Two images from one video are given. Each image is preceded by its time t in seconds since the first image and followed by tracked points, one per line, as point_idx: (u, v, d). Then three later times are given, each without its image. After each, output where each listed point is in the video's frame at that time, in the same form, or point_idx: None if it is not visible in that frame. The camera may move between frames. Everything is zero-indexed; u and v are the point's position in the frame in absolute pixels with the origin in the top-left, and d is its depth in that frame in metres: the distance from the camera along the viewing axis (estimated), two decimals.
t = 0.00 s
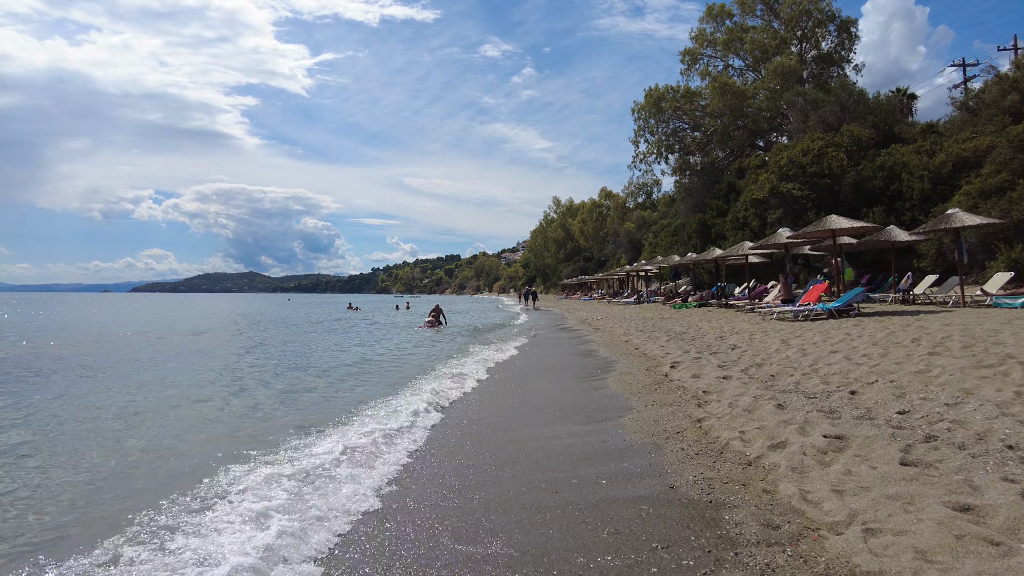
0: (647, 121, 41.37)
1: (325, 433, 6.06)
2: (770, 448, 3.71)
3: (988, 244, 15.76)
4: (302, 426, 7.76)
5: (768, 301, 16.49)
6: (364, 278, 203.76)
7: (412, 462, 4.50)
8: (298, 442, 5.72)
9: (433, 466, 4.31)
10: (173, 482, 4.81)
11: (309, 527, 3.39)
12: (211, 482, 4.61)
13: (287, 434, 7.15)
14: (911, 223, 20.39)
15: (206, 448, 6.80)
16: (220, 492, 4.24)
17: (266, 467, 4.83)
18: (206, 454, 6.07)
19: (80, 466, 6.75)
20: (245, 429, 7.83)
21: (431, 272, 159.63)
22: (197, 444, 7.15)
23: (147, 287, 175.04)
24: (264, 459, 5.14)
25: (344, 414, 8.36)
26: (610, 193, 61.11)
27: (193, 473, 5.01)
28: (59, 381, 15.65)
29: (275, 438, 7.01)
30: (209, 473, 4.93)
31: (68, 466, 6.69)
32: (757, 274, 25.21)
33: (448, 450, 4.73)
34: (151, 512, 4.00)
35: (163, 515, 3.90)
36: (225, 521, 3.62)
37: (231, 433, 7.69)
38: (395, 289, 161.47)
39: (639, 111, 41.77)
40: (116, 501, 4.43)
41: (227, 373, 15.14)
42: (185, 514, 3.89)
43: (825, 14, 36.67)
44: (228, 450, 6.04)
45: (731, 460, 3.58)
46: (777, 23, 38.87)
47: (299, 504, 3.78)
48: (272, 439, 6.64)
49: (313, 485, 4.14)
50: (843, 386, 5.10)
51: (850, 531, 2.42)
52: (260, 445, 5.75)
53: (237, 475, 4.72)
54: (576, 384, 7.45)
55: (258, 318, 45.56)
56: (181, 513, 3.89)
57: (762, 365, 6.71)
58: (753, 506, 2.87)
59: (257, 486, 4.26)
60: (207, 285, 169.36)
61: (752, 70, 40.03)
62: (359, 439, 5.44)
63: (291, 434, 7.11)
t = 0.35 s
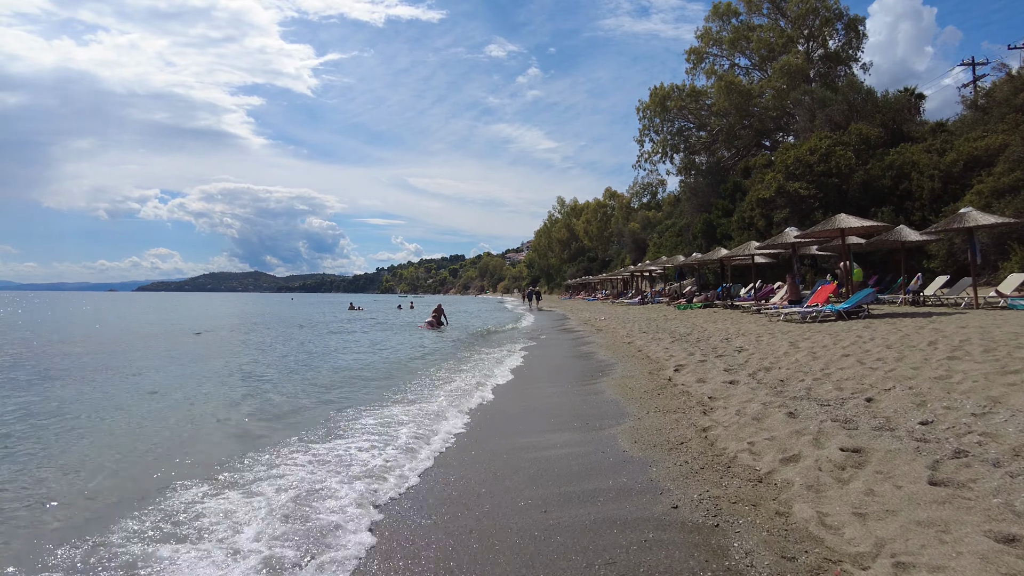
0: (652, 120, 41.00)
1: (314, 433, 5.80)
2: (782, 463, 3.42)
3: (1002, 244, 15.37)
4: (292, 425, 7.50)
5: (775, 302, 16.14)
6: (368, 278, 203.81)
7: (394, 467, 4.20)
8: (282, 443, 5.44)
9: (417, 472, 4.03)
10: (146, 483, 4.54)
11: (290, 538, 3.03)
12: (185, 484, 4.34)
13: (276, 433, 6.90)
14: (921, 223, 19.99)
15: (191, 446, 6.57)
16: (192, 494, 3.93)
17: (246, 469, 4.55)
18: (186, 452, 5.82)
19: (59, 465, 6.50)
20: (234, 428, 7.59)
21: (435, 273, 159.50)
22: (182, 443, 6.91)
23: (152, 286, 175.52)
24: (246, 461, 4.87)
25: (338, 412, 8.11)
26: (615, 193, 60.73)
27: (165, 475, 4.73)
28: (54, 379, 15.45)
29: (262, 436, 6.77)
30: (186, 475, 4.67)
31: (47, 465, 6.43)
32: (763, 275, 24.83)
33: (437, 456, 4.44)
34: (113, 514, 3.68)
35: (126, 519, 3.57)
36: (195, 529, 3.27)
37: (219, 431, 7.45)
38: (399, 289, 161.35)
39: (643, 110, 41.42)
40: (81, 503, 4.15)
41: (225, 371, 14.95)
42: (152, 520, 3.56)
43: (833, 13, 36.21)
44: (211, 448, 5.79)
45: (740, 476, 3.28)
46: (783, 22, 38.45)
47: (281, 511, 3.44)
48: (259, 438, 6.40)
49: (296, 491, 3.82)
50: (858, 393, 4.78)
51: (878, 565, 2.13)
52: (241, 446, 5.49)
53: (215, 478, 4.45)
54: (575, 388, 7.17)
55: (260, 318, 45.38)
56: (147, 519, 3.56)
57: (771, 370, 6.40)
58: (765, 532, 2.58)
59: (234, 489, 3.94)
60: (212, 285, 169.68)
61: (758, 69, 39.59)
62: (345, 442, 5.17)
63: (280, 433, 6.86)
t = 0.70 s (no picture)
0: (650, 119, 40.79)
1: (299, 439, 5.54)
2: (797, 476, 3.17)
3: (1006, 243, 15.16)
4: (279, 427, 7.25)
5: (776, 302, 15.92)
6: (367, 278, 203.60)
7: (381, 478, 3.93)
8: (264, 450, 5.17)
9: (408, 481, 3.79)
10: (116, 490, 4.27)
11: (287, 575, 2.61)
12: (157, 494, 4.07)
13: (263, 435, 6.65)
14: (922, 222, 19.79)
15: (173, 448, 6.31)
16: (164, 516, 3.54)
17: (222, 480, 4.27)
18: (165, 455, 5.57)
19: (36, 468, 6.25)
20: (219, 430, 7.33)
21: (434, 272, 159.23)
22: (164, 445, 6.65)
23: (149, 286, 175.04)
24: (224, 470, 4.60)
25: (328, 413, 7.87)
26: (613, 192, 60.52)
27: (137, 482, 4.46)
28: (43, 379, 15.15)
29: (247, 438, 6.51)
30: (158, 482, 4.40)
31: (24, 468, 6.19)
32: (762, 275, 24.61)
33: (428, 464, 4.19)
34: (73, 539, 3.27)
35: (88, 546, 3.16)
36: (170, 562, 2.86)
37: (204, 434, 7.20)
38: (396, 289, 160.95)
39: (642, 109, 41.17)
40: (41, 511, 3.88)
41: (218, 372, 14.67)
42: (123, 537, 3.27)
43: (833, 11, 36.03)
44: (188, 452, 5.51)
45: (753, 490, 3.02)
46: (782, 20, 38.24)
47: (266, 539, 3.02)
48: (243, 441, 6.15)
49: (282, 502, 3.57)
50: (872, 397, 4.54)
51: None
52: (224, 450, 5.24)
53: (190, 487, 4.18)
54: (573, 391, 6.93)
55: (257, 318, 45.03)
56: (118, 536, 3.27)
57: (777, 373, 6.15)
58: (783, 556, 2.34)
59: (212, 510, 3.55)
60: (210, 285, 169.35)
61: (757, 67, 39.39)
62: (332, 450, 4.89)
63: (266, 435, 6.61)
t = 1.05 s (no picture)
0: (649, 117, 40.45)
1: (270, 446, 5.19)
2: (815, 499, 2.81)
3: (1012, 241, 14.86)
4: (256, 428, 6.92)
5: (777, 301, 15.59)
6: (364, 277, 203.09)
7: (355, 495, 3.57)
8: (229, 459, 4.81)
9: (386, 499, 3.44)
10: (58, 506, 3.89)
11: None
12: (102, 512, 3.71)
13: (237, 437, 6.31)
14: (925, 220, 19.49)
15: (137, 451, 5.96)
16: (109, 548, 3.10)
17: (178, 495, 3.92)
18: (129, 462, 5.24)
19: None
20: (193, 433, 6.99)
21: (431, 272, 158.82)
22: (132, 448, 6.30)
23: (145, 285, 174.23)
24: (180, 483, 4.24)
25: (310, 415, 7.55)
26: (611, 191, 60.17)
27: (85, 497, 4.12)
28: (25, 380, 14.73)
29: (219, 441, 6.20)
30: (108, 496, 4.05)
31: None
32: (762, 274, 24.31)
33: (406, 479, 3.82)
34: None
35: None
36: None
37: (176, 436, 6.86)
38: (394, 288, 160.46)
39: (640, 106, 40.81)
40: None
41: (204, 372, 14.31)
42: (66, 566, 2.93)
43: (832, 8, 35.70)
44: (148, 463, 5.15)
45: (765, 517, 2.67)
46: (782, 17, 37.92)
47: None
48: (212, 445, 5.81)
49: (246, 525, 3.24)
50: (890, 406, 4.18)
51: None
52: (192, 460, 4.89)
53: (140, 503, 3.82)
54: (566, 395, 6.58)
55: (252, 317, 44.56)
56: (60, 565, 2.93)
57: (783, 378, 5.79)
58: None
59: (165, 542, 3.12)
60: (207, 284, 168.65)
61: (756, 65, 39.07)
62: (304, 461, 4.53)
63: (239, 437, 6.28)
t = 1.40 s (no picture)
0: (651, 115, 40.15)
1: (260, 460, 4.91)
2: (860, 525, 2.52)
3: None
4: (249, 432, 6.63)
5: (785, 302, 15.29)
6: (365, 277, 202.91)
7: (349, 522, 3.29)
8: (217, 476, 4.54)
9: (391, 524, 3.18)
10: (31, 532, 3.62)
11: None
12: (76, 540, 3.44)
13: (228, 442, 6.03)
14: (933, 219, 19.18)
15: (123, 458, 5.68)
16: None
17: (158, 521, 3.64)
18: (115, 474, 4.98)
19: None
20: (183, 437, 6.71)
21: (432, 271, 158.59)
22: (119, 454, 6.02)
23: (146, 284, 174.25)
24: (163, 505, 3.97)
25: (306, 419, 7.26)
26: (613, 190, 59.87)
27: (59, 521, 3.84)
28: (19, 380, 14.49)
29: (209, 447, 5.92)
30: (84, 520, 3.78)
31: None
32: (767, 274, 24.03)
33: (404, 501, 3.55)
34: None
35: None
36: None
37: (166, 442, 6.58)
38: (395, 287, 160.21)
39: (642, 105, 40.49)
40: None
41: (200, 372, 14.01)
42: None
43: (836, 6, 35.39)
44: (132, 477, 4.87)
45: (806, 549, 2.39)
46: (785, 15, 37.61)
47: None
48: (201, 453, 5.53)
49: (240, 556, 3.02)
50: (926, 416, 3.88)
51: None
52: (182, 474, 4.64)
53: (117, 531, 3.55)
54: (572, 400, 6.29)
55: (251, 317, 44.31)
56: None
57: (802, 384, 5.49)
58: None
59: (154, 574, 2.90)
60: (207, 284, 168.41)
61: (759, 63, 38.80)
62: (296, 479, 4.25)
63: (230, 443, 6.01)
